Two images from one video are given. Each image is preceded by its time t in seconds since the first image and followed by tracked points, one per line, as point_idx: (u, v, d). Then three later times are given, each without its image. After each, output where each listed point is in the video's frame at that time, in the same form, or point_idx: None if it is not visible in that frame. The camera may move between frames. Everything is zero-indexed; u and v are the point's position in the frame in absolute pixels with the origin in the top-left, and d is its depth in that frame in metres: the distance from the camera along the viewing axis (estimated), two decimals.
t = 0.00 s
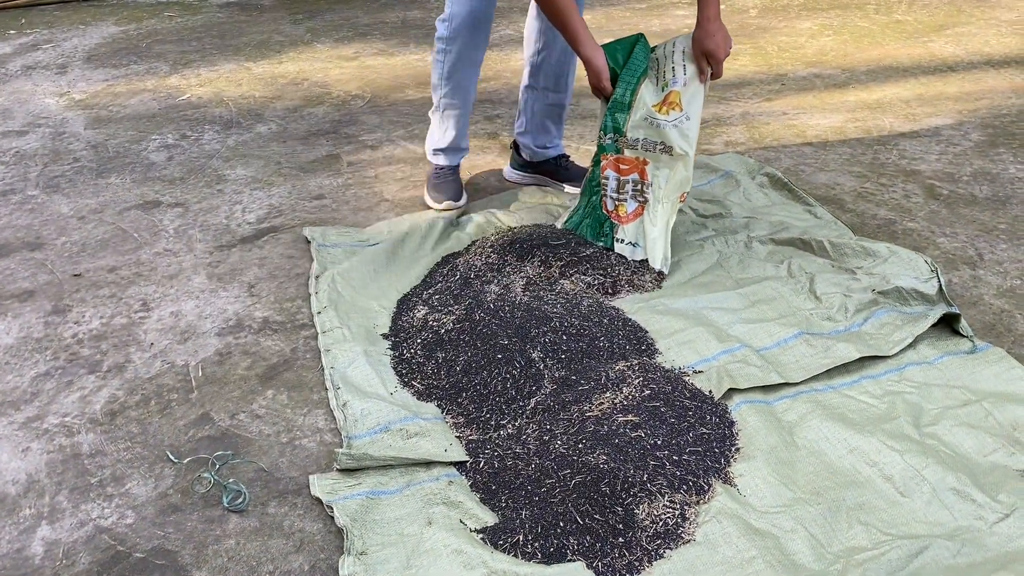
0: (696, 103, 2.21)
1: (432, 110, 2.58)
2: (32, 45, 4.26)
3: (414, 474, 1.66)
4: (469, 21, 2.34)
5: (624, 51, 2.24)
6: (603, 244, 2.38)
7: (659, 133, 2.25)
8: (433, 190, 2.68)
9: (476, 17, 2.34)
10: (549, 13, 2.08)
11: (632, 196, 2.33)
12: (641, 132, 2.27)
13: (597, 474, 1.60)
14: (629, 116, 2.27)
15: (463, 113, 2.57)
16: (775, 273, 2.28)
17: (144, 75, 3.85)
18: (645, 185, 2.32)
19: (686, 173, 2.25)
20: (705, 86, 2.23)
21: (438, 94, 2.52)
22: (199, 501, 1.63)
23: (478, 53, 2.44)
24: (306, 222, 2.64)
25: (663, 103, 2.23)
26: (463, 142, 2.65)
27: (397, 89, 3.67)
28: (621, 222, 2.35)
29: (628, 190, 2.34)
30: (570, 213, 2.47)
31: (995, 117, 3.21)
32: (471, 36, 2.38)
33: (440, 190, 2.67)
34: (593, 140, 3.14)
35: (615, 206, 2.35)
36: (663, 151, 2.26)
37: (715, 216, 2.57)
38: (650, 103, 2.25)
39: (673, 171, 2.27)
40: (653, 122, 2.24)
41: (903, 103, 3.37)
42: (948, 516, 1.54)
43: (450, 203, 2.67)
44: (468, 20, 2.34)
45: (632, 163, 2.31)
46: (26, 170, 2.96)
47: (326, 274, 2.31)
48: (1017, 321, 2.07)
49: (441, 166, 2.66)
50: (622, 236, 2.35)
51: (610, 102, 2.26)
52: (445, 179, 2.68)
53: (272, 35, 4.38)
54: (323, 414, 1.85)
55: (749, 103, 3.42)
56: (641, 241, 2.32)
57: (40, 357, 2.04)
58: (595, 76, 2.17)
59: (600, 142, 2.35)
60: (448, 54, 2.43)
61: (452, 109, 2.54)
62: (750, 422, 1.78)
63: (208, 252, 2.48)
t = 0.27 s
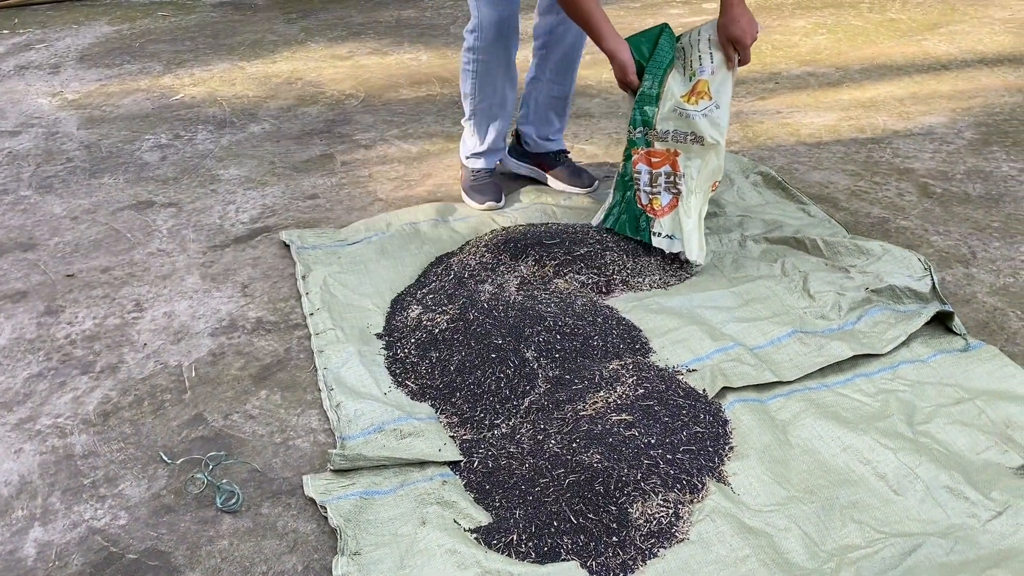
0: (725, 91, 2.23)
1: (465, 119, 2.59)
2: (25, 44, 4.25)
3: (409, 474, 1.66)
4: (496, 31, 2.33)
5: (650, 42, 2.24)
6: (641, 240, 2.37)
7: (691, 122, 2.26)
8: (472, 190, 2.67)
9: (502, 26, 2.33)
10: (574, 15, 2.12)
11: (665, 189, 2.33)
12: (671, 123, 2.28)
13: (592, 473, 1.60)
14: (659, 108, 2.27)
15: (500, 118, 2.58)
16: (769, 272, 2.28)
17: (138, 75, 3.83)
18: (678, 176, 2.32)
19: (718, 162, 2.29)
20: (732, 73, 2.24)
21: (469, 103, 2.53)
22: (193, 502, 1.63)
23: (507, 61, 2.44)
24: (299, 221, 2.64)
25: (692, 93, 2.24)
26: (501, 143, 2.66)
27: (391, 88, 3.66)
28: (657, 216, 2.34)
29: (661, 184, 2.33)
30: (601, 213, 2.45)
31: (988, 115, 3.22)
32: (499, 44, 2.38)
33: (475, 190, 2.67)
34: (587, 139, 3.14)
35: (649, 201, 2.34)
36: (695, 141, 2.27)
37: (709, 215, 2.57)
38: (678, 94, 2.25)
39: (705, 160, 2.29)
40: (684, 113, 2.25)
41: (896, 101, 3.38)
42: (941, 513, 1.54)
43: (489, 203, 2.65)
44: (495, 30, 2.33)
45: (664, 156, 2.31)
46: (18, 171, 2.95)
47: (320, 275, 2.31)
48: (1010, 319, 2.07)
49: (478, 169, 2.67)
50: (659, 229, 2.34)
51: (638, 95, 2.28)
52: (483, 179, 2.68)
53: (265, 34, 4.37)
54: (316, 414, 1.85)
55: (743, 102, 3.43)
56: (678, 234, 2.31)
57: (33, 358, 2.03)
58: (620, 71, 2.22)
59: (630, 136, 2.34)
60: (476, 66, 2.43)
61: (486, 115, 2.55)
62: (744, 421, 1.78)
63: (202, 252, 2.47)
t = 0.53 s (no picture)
0: (751, 87, 2.24)
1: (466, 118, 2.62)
2: (16, 45, 4.23)
3: (401, 474, 1.66)
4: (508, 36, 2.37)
5: (676, 41, 2.28)
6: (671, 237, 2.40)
7: (717, 119, 2.26)
8: (465, 190, 2.67)
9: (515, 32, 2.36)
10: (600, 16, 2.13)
11: (692, 186, 2.34)
12: (697, 121, 2.29)
13: (584, 473, 1.60)
14: (685, 105, 2.28)
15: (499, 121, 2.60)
16: (762, 271, 2.29)
17: (130, 75, 3.82)
18: (704, 173, 2.32)
19: (745, 158, 2.26)
20: (758, 68, 2.25)
21: (473, 103, 2.57)
22: (185, 502, 1.63)
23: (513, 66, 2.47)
24: (292, 221, 2.63)
25: (717, 89, 2.25)
26: (496, 147, 2.69)
27: (384, 87, 3.66)
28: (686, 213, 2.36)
29: (688, 181, 2.35)
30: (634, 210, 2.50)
31: (980, 114, 3.23)
32: (509, 49, 2.41)
33: (469, 189, 2.67)
34: (581, 138, 3.15)
35: (678, 198, 2.36)
36: (721, 138, 2.27)
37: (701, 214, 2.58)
38: (704, 90, 2.26)
39: (731, 157, 2.28)
40: (710, 110, 2.26)
41: (889, 100, 3.39)
42: (933, 511, 1.54)
43: (482, 203, 2.65)
44: (507, 35, 2.37)
45: (690, 154, 2.33)
46: (10, 171, 2.93)
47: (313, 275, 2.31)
48: (1001, 317, 2.08)
49: (471, 169, 2.68)
50: (687, 227, 2.36)
51: (664, 93, 2.29)
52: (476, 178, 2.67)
53: (258, 34, 4.36)
54: (309, 415, 1.85)
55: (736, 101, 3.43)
56: (705, 231, 2.32)
57: (24, 359, 2.03)
58: (647, 68, 2.22)
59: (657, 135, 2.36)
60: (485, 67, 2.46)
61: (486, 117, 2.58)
62: (737, 419, 1.78)
63: (194, 252, 2.47)
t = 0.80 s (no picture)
0: (765, 103, 2.23)
1: (475, 103, 2.60)
2: (7, 45, 4.21)
3: (396, 473, 1.66)
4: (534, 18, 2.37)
5: (697, 50, 2.27)
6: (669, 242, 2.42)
7: (729, 131, 2.27)
8: (460, 184, 2.68)
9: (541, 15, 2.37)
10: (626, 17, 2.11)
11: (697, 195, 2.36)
12: (709, 130, 2.29)
13: (579, 471, 1.60)
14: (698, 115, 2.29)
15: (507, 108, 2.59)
16: (755, 270, 2.29)
17: (122, 75, 3.81)
18: (710, 184, 2.35)
19: (753, 172, 2.28)
20: (775, 83, 2.24)
21: (486, 85, 2.56)
22: (179, 503, 1.62)
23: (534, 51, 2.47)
24: (285, 221, 2.63)
25: (732, 102, 2.25)
26: (500, 137, 2.68)
27: (378, 87, 3.66)
28: (687, 220, 2.37)
29: (693, 189, 2.36)
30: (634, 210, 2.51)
31: (971, 112, 3.24)
32: (532, 34, 2.42)
33: (464, 184, 2.68)
34: (574, 138, 3.15)
35: (680, 205, 2.38)
36: (732, 151, 2.28)
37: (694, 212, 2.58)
38: (719, 102, 2.27)
39: (740, 171, 2.30)
40: (723, 122, 2.26)
41: (881, 99, 3.40)
42: (926, 508, 1.55)
43: (473, 201, 2.66)
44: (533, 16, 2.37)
45: (698, 162, 2.34)
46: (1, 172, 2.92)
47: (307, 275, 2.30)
48: (993, 315, 2.09)
49: (472, 161, 2.67)
50: (687, 234, 2.38)
51: (680, 99, 2.31)
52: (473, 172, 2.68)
53: (251, 34, 4.35)
54: (303, 415, 1.84)
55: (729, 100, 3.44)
56: (705, 240, 2.34)
57: (16, 360, 2.02)
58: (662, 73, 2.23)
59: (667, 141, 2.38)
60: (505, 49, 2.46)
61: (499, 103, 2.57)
62: (731, 418, 1.79)
63: (187, 252, 2.46)
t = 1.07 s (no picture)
0: (755, 107, 2.20)
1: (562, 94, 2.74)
2: None
3: (390, 474, 1.66)
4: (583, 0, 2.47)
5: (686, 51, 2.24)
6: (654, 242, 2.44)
7: (716, 134, 2.24)
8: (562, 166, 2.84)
9: None
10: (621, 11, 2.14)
11: (682, 196, 2.36)
12: (697, 132, 2.28)
13: (573, 471, 1.60)
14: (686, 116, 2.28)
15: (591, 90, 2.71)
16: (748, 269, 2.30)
17: (115, 75, 3.80)
18: (696, 185, 2.34)
19: (737, 176, 2.26)
20: (767, 87, 2.20)
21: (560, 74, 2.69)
22: (173, 504, 1.62)
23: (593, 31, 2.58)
24: (279, 222, 2.63)
25: (721, 105, 2.22)
26: (593, 117, 2.79)
27: (371, 87, 3.65)
28: (671, 220, 2.39)
29: (678, 190, 2.37)
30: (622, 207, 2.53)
31: (963, 112, 3.25)
32: (581, 17, 2.52)
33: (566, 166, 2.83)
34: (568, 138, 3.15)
35: (665, 205, 2.39)
36: (718, 153, 2.26)
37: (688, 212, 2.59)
38: (708, 105, 2.24)
39: (725, 175, 2.28)
40: (711, 125, 2.24)
41: (873, 98, 3.41)
42: (919, 506, 1.56)
43: (571, 178, 2.80)
44: None
45: (684, 164, 2.34)
46: None
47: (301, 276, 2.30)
48: (985, 314, 2.10)
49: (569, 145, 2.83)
50: (671, 234, 2.39)
51: (668, 98, 2.30)
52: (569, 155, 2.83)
53: (244, 34, 4.34)
54: (296, 415, 1.84)
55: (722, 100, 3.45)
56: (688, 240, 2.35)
57: (9, 362, 2.01)
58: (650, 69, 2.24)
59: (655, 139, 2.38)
60: (560, 38, 2.58)
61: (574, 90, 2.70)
62: (724, 417, 1.80)
63: (180, 253, 2.46)
